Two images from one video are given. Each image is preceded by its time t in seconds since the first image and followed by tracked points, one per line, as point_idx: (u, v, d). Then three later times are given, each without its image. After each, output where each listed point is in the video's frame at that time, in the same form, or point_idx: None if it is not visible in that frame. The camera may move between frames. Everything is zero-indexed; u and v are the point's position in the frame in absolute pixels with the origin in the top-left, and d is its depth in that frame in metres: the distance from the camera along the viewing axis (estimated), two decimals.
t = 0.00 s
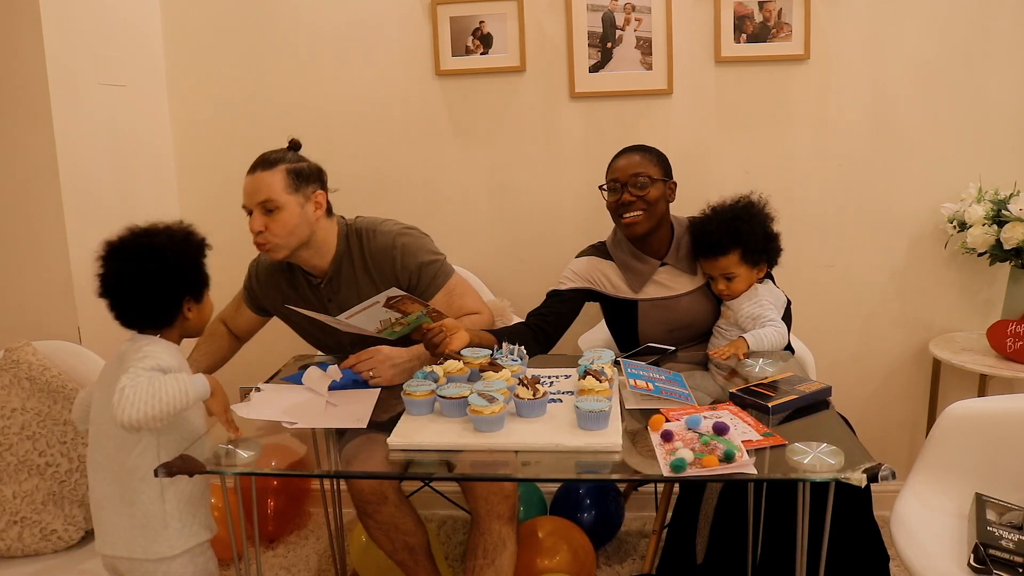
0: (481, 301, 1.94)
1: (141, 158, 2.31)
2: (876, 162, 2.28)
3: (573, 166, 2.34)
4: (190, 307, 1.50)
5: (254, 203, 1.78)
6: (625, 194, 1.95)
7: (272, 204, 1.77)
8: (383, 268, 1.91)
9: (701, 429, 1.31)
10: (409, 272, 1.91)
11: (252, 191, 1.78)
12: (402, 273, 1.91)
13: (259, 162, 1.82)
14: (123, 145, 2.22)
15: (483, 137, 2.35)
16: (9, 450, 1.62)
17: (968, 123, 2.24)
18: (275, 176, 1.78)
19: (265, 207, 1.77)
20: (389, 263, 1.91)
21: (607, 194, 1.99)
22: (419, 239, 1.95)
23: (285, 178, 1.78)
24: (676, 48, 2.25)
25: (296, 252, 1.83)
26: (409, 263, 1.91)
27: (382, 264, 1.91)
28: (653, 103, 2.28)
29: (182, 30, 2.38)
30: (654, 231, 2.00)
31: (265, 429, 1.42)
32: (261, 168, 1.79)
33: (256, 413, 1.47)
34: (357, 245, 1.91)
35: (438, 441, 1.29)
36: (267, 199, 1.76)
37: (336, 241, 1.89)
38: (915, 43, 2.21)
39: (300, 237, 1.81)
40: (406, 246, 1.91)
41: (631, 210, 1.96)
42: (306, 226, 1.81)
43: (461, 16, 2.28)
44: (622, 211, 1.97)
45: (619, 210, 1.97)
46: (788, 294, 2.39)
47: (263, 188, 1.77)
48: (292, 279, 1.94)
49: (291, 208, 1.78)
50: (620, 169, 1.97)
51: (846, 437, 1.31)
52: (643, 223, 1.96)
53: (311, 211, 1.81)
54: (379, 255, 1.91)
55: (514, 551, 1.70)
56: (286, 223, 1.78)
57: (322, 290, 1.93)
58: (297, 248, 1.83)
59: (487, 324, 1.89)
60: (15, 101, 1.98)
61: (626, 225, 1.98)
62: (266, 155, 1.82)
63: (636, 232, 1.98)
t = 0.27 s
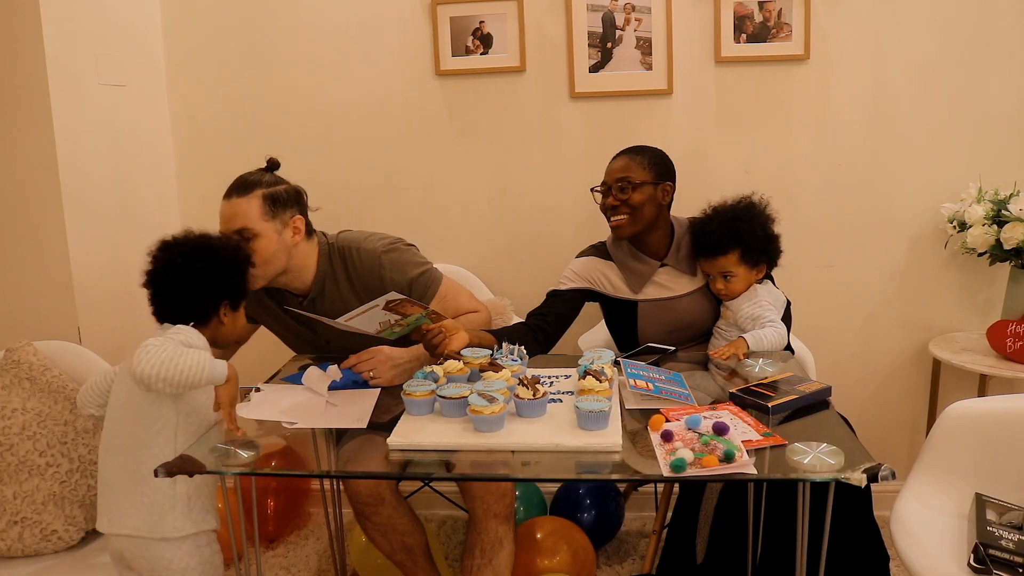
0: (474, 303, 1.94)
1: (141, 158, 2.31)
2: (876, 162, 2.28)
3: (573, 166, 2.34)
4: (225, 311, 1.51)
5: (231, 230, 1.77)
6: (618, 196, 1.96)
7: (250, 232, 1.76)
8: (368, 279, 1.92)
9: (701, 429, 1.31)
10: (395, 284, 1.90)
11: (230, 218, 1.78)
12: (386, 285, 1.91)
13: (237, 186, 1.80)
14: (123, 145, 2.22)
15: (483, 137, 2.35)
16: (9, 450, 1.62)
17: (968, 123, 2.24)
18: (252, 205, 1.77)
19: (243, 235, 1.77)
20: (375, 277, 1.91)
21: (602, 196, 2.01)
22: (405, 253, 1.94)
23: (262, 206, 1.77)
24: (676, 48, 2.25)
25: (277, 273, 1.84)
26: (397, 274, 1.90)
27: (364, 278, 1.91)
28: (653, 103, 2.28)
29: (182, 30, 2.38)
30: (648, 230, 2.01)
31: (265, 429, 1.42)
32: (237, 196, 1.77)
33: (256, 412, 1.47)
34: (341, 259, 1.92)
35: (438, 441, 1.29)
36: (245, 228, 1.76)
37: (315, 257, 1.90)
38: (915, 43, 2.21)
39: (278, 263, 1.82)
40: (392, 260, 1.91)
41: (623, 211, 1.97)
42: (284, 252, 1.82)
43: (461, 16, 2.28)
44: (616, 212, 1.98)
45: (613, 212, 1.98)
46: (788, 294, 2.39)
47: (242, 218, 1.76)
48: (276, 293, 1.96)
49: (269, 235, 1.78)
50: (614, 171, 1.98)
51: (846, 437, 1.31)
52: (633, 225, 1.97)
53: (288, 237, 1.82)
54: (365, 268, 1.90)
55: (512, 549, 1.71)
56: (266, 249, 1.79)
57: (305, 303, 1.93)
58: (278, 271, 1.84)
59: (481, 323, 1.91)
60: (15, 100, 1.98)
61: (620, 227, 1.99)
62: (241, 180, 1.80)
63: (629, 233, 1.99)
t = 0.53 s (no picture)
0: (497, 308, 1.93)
1: (141, 158, 2.31)
2: (876, 162, 2.28)
3: (573, 166, 2.34)
4: (162, 325, 1.48)
5: (289, 195, 1.75)
6: (611, 196, 1.96)
7: (311, 192, 1.76)
8: (392, 268, 1.88)
9: (701, 429, 1.31)
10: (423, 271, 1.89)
11: (281, 181, 1.75)
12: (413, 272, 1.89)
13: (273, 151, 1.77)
14: (123, 145, 2.22)
15: (483, 137, 2.35)
16: (10, 450, 1.62)
17: (968, 123, 2.24)
18: (306, 164, 1.76)
19: (305, 196, 1.76)
20: (401, 257, 1.88)
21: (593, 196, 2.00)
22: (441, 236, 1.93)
23: (314, 163, 1.77)
24: (676, 48, 2.25)
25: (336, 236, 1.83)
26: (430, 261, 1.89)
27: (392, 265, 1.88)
28: (653, 103, 2.28)
29: (182, 30, 2.38)
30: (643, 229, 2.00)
31: (265, 429, 1.42)
32: (285, 158, 1.75)
33: (256, 412, 1.47)
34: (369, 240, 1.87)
35: (438, 441, 1.29)
36: (307, 188, 1.75)
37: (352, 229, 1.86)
38: (915, 43, 2.21)
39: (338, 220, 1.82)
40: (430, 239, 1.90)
41: (615, 210, 1.97)
42: (339, 209, 1.81)
43: (461, 16, 2.28)
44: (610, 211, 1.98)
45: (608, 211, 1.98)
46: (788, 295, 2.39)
47: (299, 180, 1.75)
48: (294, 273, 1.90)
49: (327, 192, 1.78)
50: (607, 171, 1.98)
51: (846, 437, 1.31)
52: (628, 224, 1.97)
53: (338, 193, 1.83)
54: (391, 255, 1.87)
55: (512, 549, 1.70)
56: (326, 208, 1.78)
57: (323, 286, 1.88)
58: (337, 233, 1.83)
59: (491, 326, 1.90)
60: (15, 100, 1.98)
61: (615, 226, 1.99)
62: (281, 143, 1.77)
63: (623, 232, 1.99)
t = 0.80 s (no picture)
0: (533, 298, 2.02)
1: (141, 158, 2.31)
2: (876, 162, 2.28)
3: (573, 166, 2.34)
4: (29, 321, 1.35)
5: (521, 179, 1.91)
6: (626, 187, 2.02)
7: (545, 179, 1.92)
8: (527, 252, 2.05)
9: (701, 429, 1.31)
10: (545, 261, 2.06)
11: (515, 165, 1.90)
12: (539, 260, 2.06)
13: (495, 135, 1.93)
14: (122, 145, 2.22)
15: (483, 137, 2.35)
16: (8, 450, 1.61)
17: (968, 124, 2.24)
18: (547, 153, 1.92)
19: (535, 181, 1.91)
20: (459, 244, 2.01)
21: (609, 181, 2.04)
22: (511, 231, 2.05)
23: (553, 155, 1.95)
24: (676, 48, 2.25)
25: (505, 219, 1.96)
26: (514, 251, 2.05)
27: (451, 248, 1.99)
28: (654, 103, 2.28)
29: (183, 30, 2.38)
30: (649, 221, 2.07)
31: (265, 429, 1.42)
32: (527, 144, 1.90)
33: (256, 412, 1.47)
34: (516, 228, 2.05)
35: (438, 441, 1.30)
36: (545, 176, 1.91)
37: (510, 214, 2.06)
38: (915, 43, 2.21)
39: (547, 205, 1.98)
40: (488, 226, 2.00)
41: (632, 202, 2.03)
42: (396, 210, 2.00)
43: (461, 16, 2.28)
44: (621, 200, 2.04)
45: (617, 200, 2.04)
46: (788, 294, 2.39)
47: (541, 166, 1.91)
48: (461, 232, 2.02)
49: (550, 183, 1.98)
50: (620, 161, 2.00)
51: (845, 437, 1.31)
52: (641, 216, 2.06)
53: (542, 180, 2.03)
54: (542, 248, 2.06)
55: (510, 549, 1.71)
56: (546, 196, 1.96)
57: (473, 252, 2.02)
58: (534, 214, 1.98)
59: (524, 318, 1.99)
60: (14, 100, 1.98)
61: (626, 215, 2.06)
62: (525, 129, 1.92)
63: (631, 221, 2.07)
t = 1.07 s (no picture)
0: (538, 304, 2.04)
1: (141, 158, 2.31)
2: (875, 162, 2.28)
3: (573, 167, 2.34)
4: None
5: (537, 187, 1.94)
6: (626, 196, 2.08)
7: (559, 188, 1.97)
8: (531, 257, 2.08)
9: (701, 429, 1.31)
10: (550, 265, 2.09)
11: (532, 172, 1.94)
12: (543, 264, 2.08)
13: (513, 141, 1.96)
14: (123, 145, 2.22)
15: (483, 137, 2.35)
16: (8, 450, 1.61)
17: (968, 124, 2.24)
18: (564, 163, 1.97)
19: (550, 189, 1.95)
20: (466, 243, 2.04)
21: (604, 190, 2.11)
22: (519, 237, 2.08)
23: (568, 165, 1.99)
24: (676, 48, 2.25)
25: (516, 224, 2.00)
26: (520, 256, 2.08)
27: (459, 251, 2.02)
28: (654, 103, 2.28)
29: (183, 30, 2.38)
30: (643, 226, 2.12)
31: (265, 429, 1.42)
32: (546, 152, 1.94)
33: (256, 412, 1.47)
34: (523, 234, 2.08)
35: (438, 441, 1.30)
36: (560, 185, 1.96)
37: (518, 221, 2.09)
38: (915, 43, 2.21)
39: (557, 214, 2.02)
40: (497, 230, 2.03)
41: (630, 209, 2.09)
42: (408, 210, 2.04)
43: (461, 16, 2.28)
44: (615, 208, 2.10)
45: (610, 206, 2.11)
46: (788, 294, 2.39)
47: (558, 175, 1.95)
48: (467, 234, 2.05)
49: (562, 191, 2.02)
50: (620, 172, 2.06)
51: (845, 437, 1.31)
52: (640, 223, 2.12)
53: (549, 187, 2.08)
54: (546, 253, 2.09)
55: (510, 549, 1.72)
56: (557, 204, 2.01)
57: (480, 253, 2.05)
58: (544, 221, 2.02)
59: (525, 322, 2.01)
60: (14, 100, 1.98)
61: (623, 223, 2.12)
62: (545, 137, 1.96)
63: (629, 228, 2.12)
